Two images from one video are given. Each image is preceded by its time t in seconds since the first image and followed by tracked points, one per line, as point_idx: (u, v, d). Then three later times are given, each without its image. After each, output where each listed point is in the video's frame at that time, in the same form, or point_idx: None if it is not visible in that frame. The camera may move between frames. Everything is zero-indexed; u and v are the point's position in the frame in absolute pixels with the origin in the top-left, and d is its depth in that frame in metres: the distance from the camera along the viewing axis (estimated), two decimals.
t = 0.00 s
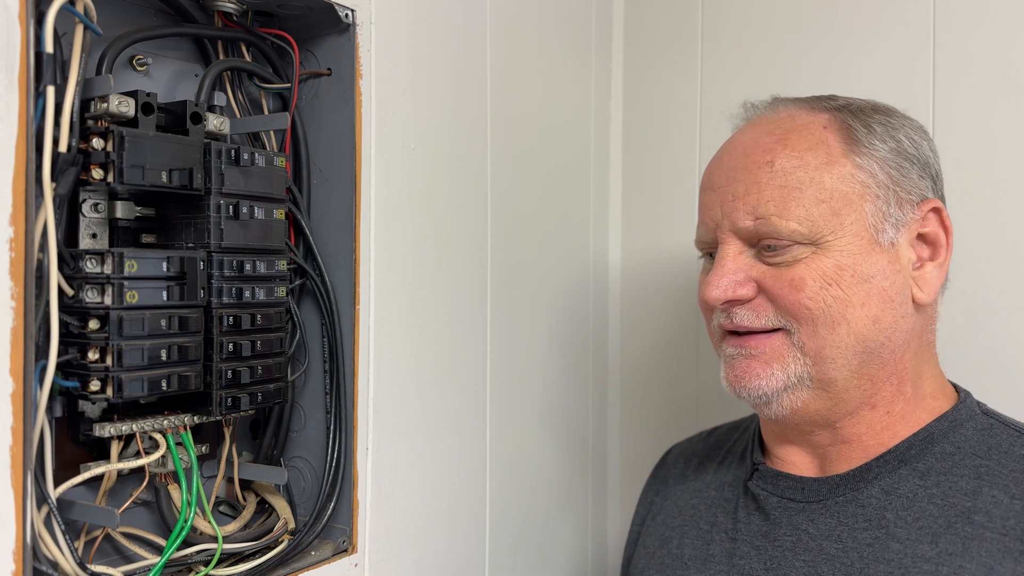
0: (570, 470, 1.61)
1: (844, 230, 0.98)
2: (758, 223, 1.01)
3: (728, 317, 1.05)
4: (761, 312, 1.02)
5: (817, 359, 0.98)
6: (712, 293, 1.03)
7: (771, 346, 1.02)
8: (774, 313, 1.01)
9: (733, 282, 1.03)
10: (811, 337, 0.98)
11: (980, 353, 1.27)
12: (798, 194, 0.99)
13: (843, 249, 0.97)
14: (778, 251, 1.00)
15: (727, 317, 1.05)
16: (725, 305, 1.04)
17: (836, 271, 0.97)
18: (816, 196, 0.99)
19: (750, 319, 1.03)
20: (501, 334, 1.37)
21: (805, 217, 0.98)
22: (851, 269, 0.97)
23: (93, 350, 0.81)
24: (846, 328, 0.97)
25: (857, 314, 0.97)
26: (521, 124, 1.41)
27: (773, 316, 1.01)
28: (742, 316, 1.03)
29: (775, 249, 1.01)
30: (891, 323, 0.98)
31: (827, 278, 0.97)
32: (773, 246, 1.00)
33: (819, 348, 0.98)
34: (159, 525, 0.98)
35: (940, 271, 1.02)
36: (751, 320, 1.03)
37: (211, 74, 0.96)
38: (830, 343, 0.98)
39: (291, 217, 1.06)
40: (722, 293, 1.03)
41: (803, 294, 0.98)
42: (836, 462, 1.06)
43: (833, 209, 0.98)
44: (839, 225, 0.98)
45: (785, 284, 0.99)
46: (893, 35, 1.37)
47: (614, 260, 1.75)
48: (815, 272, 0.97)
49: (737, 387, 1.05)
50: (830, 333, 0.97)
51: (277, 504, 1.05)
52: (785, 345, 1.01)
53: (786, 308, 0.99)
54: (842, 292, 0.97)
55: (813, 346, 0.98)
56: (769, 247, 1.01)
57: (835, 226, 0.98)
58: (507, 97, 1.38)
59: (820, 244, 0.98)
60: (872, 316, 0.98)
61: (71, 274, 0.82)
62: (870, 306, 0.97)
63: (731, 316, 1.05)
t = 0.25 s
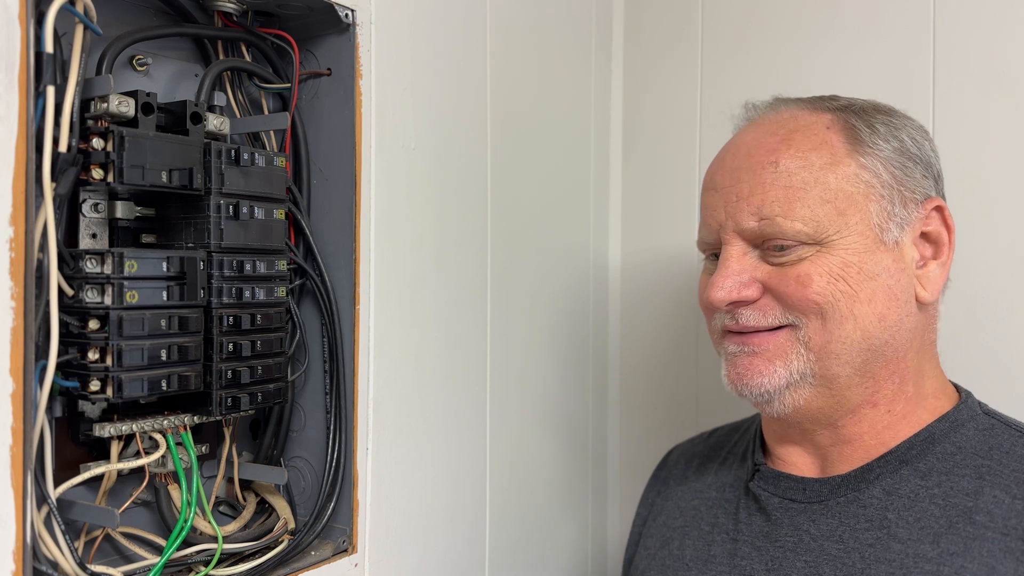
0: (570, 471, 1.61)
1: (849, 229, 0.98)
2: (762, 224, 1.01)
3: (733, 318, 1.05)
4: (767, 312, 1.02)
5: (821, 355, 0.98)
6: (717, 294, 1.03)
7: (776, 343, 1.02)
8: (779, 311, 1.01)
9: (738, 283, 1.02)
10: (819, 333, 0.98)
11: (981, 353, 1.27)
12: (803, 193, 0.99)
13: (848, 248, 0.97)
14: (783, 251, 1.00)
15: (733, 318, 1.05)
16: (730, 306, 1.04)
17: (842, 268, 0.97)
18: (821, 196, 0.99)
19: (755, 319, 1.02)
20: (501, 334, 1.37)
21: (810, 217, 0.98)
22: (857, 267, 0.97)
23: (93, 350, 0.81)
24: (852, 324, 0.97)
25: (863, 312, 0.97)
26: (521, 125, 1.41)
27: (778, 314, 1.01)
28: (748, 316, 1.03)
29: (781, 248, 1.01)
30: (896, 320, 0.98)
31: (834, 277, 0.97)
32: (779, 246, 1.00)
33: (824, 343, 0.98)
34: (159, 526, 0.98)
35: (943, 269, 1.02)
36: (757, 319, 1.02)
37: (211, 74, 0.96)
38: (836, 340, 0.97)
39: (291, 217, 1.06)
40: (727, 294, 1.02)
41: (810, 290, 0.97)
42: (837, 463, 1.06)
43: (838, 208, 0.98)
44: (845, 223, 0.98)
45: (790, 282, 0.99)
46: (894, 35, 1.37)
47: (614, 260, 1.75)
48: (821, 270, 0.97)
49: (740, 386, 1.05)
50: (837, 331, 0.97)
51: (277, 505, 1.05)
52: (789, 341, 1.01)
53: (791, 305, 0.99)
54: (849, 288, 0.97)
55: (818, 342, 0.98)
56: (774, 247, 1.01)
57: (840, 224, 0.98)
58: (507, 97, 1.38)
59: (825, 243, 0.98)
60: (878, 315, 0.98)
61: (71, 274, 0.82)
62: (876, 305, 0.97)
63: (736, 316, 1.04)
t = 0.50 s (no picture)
0: (570, 471, 1.61)
1: (853, 229, 0.98)
2: (767, 223, 1.00)
3: (738, 319, 1.05)
4: (772, 313, 1.02)
5: (827, 358, 0.98)
6: (722, 296, 1.02)
7: (781, 346, 1.01)
8: (784, 314, 1.01)
9: (743, 283, 1.02)
10: (823, 336, 0.98)
11: (981, 353, 1.27)
12: (807, 194, 0.99)
13: (852, 248, 0.97)
14: (788, 252, 1.00)
15: (738, 319, 1.05)
16: (735, 307, 1.04)
17: (847, 269, 0.97)
18: (824, 196, 0.99)
19: (760, 320, 1.02)
20: (501, 334, 1.37)
21: (814, 217, 0.98)
22: (861, 268, 0.97)
23: (93, 350, 0.81)
24: (857, 327, 0.97)
25: (867, 313, 0.97)
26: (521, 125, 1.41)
27: (783, 317, 1.01)
28: (753, 318, 1.03)
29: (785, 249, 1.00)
30: (900, 320, 0.98)
31: (838, 278, 0.97)
32: (782, 247, 1.00)
33: (830, 346, 0.98)
34: (159, 526, 0.98)
35: (945, 268, 1.02)
36: (762, 321, 1.02)
37: (211, 74, 0.96)
38: (841, 341, 0.97)
39: (291, 218, 1.06)
40: (732, 295, 1.02)
41: (815, 293, 0.97)
42: (838, 464, 1.06)
43: (842, 208, 0.98)
44: (849, 224, 0.98)
45: (795, 284, 0.99)
46: (894, 35, 1.37)
47: (614, 260, 1.75)
48: (825, 271, 0.97)
49: (749, 389, 1.05)
50: (842, 332, 0.97)
51: (277, 505, 1.05)
52: (794, 344, 1.01)
53: (797, 308, 0.99)
54: (853, 290, 0.97)
55: (824, 344, 0.98)
56: (777, 248, 1.00)
57: (844, 224, 0.98)
58: (506, 98, 1.38)
59: (830, 243, 0.98)
60: (882, 315, 0.98)
61: (71, 273, 0.82)
62: (880, 305, 0.98)
63: (741, 317, 1.04)
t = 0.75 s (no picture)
0: (571, 471, 1.61)
1: (853, 230, 0.98)
2: (767, 223, 1.01)
3: (738, 321, 1.05)
4: (772, 315, 1.02)
5: (828, 360, 0.99)
6: (723, 297, 1.03)
7: (780, 348, 1.01)
8: (784, 317, 1.01)
9: (743, 285, 1.02)
10: (822, 338, 0.98)
11: (983, 353, 1.27)
12: (807, 194, 0.99)
13: (853, 249, 0.98)
14: (788, 252, 1.00)
15: (738, 321, 1.05)
16: (736, 309, 1.04)
17: (847, 271, 0.97)
18: (824, 196, 0.99)
19: (760, 323, 1.02)
20: (501, 334, 1.37)
21: (814, 217, 0.98)
22: (862, 270, 0.97)
23: (93, 350, 0.81)
24: (857, 329, 0.97)
25: (867, 315, 0.97)
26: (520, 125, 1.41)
27: (783, 320, 1.01)
28: (753, 319, 1.03)
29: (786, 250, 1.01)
30: (901, 320, 0.99)
31: (839, 279, 0.97)
32: (782, 247, 1.00)
33: (830, 348, 0.98)
34: (159, 525, 0.98)
35: (944, 267, 1.02)
36: (762, 323, 1.02)
37: (211, 74, 0.96)
38: (841, 343, 0.98)
39: (291, 218, 1.06)
40: (734, 296, 1.02)
41: (816, 296, 0.98)
42: (840, 464, 1.06)
43: (842, 209, 0.98)
44: (849, 225, 0.98)
45: (796, 286, 0.99)
46: (894, 35, 1.37)
47: (614, 260, 1.75)
48: (826, 273, 0.97)
49: (752, 393, 1.05)
50: (842, 333, 0.97)
51: (277, 504, 1.05)
52: (793, 348, 1.01)
53: (797, 310, 0.99)
54: (853, 292, 0.97)
55: (824, 346, 0.98)
56: (778, 248, 1.01)
57: (845, 225, 0.98)
58: (506, 98, 1.38)
59: (830, 245, 0.98)
60: (882, 316, 0.98)
61: (71, 274, 0.82)
62: (880, 306, 0.98)
63: (742, 319, 1.04)
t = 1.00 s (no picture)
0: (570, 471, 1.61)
1: (830, 236, 0.98)
2: (744, 232, 1.01)
3: (719, 326, 1.05)
4: (749, 319, 1.02)
5: (800, 361, 0.99)
6: (704, 303, 1.03)
7: (755, 349, 1.02)
8: (761, 320, 1.01)
9: (722, 291, 1.03)
10: (794, 340, 0.98)
11: (983, 354, 1.26)
12: (781, 202, 0.99)
13: (829, 255, 0.98)
14: (766, 259, 1.00)
15: (718, 324, 1.05)
16: (717, 313, 1.04)
17: (822, 277, 0.97)
18: (799, 204, 0.99)
19: (738, 326, 1.03)
20: (501, 335, 1.37)
21: (789, 225, 0.98)
22: (837, 276, 0.97)
23: (93, 350, 0.81)
24: (831, 334, 0.97)
25: (842, 320, 0.97)
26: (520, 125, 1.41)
27: (759, 323, 1.01)
28: (733, 324, 1.03)
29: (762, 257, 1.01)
30: (877, 325, 0.98)
31: (812, 286, 0.97)
32: (760, 255, 1.00)
33: (803, 350, 0.98)
34: (159, 525, 0.98)
35: (928, 271, 1.02)
36: (740, 327, 1.02)
37: (211, 74, 0.96)
38: (814, 346, 0.98)
39: (291, 217, 1.06)
40: (713, 302, 1.03)
41: (788, 300, 0.98)
42: (834, 463, 1.06)
43: (818, 215, 0.98)
44: (824, 231, 0.98)
45: (771, 292, 0.99)
46: (894, 35, 1.37)
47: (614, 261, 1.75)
48: (800, 279, 0.98)
49: (725, 392, 1.05)
50: (815, 337, 0.98)
51: (277, 505, 1.05)
52: (766, 348, 1.01)
53: (773, 314, 0.99)
54: (827, 298, 0.97)
55: (797, 349, 0.99)
56: (755, 255, 1.01)
57: (820, 232, 0.98)
58: (506, 98, 1.38)
59: (805, 251, 0.98)
60: (858, 321, 0.98)
61: (71, 273, 0.82)
62: (856, 311, 0.98)
63: (723, 324, 1.04)
